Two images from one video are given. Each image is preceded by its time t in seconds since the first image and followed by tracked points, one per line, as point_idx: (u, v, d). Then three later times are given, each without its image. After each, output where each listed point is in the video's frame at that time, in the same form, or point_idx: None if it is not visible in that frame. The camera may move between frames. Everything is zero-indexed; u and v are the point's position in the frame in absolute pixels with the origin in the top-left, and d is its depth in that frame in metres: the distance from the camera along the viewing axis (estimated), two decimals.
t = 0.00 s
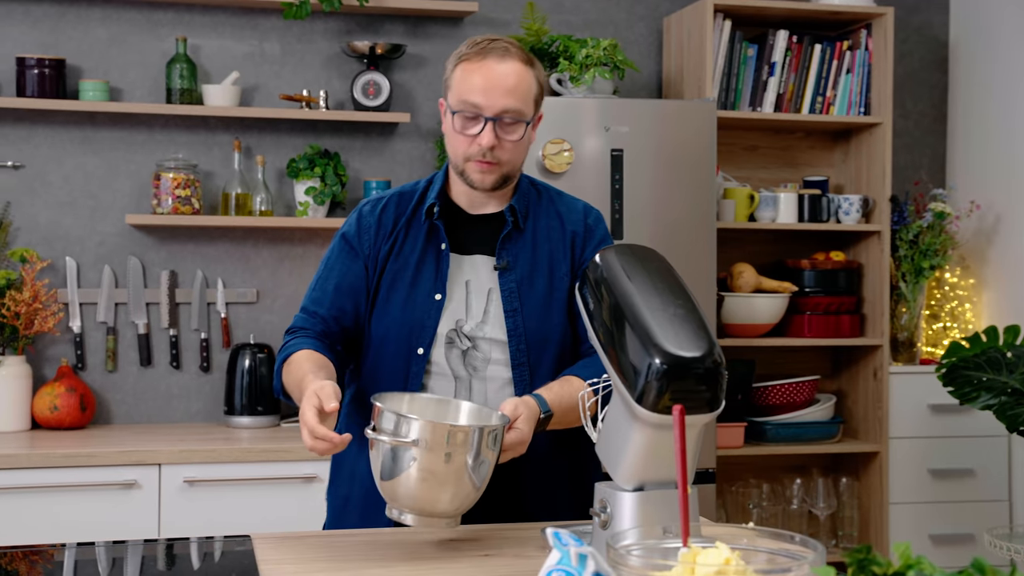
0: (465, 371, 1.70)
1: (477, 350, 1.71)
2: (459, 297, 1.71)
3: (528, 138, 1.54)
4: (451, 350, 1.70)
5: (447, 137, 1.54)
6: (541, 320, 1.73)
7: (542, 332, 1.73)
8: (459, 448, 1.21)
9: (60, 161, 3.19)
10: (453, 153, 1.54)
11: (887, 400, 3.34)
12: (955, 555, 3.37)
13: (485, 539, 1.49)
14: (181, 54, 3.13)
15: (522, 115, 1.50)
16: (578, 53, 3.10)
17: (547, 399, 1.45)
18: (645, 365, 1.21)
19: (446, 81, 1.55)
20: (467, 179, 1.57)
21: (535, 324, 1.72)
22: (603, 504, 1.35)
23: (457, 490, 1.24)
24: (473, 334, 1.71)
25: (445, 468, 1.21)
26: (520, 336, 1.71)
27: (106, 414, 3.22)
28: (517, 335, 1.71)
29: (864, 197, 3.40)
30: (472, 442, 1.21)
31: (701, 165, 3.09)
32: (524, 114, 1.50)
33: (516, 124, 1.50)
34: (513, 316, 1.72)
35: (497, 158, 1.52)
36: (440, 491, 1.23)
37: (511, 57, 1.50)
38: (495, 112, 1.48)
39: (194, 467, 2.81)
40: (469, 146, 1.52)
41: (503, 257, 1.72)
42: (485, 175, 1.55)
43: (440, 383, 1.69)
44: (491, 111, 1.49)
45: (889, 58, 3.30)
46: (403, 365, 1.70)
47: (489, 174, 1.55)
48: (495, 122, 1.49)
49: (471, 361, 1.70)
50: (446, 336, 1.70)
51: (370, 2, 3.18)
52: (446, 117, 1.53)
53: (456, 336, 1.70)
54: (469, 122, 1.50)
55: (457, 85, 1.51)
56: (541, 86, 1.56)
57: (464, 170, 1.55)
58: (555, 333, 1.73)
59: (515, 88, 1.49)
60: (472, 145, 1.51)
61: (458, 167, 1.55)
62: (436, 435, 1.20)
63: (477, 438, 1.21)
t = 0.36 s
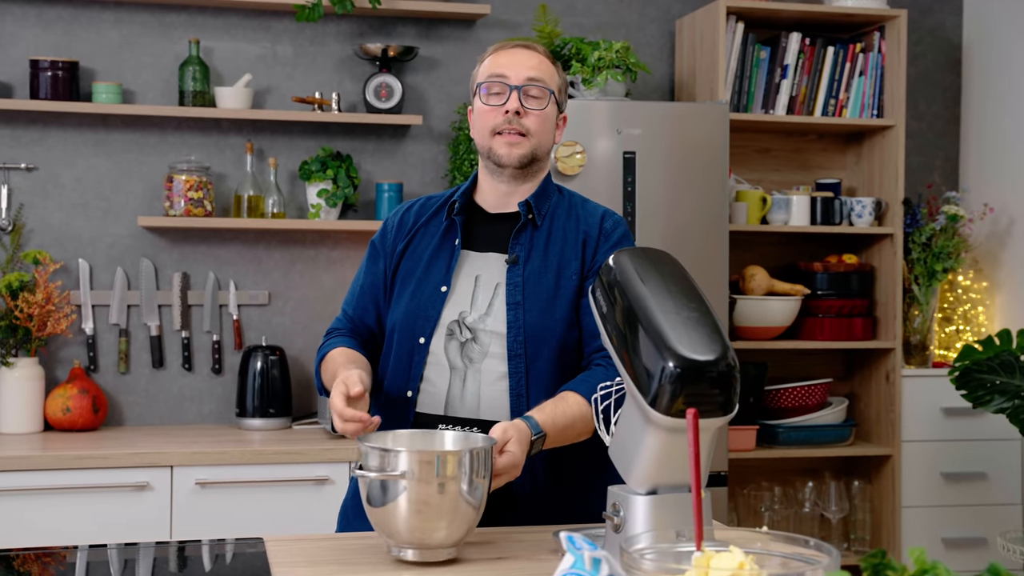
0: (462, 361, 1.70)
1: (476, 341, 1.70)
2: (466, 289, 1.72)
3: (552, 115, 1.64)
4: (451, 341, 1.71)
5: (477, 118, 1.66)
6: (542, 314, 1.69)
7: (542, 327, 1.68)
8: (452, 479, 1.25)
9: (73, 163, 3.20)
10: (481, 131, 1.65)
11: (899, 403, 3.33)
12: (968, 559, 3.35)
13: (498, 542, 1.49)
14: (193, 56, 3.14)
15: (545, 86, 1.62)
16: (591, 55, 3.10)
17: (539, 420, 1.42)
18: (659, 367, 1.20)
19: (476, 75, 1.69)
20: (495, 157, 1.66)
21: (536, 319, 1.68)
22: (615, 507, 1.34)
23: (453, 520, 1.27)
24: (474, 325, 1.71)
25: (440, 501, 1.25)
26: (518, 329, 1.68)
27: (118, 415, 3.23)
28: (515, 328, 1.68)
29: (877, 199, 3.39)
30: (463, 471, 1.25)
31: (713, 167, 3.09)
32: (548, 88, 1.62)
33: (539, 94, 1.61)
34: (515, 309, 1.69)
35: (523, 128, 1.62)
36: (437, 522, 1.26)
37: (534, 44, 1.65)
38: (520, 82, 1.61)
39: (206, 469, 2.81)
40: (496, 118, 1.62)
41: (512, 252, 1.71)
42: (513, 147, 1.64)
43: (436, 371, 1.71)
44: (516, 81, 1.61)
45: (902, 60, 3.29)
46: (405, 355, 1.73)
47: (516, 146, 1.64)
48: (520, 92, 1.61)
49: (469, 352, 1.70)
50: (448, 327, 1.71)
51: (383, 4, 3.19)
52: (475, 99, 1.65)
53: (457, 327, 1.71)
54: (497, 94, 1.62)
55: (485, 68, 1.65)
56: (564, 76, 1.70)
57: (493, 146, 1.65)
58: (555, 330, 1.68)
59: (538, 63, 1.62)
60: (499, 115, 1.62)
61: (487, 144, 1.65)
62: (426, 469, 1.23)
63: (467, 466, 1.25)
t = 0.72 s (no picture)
0: (450, 364, 1.72)
1: (464, 344, 1.72)
2: (453, 292, 1.74)
3: (536, 116, 1.69)
4: (439, 344, 1.73)
5: (461, 122, 1.69)
6: (527, 314, 1.70)
7: (528, 327, 1.69)
8: (447, 489, 1.25)
9: (76, 164, 3.20)
10: (467, 133, 1.68)
11: (903, 405, 3.33)
12: (970, 561, 3.35)
13: (501, 544, 1.49)
14: (196, 57, 3.14)
15: (529, 87, 1.66)
16: (594, 57, 3.10)
17: (526, 427, 1.44)
18: (662, 370, 1.20)
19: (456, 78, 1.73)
20: (482, 158, 1.68)
21: (522, 319, 1.69)
22: (619, 509, 1.34)
23: (448, 529, 1.27)
24: (462, 328, 1.72)
25: (435, 511, 1.25)
26: (504, 329, 1.69)
27: (121, 416, 3.23)
28: (501, 329, 1.69)
29: (879, 201, 3.39)
30: (458, 481, 1.26)
31: (716, 168, 3.09)
32: (531, 88, 1.67)
33: (523, 95, 1.66)
34: (502, 309, 1.70)
35: (508, 129, 1.66)
36: (433, 532, 1.26)
37: (514, 46, 1.70)
38: (504, 84, 1.66)
39: (209, 470, 2.81)
40: (482, 119, 1.66)
41: (498, 252, 1.72)
42: (499, 147, 1.67)
43: (424, 375, 1.73)
44: (500, 83, 1.66)
45: (905, 61, 3.29)
46: (395, 358, 1.75)
47: (502, 146, 1.67)
48: (504, 93, 1.66)
49: (456, 355, 1.72)
50: (436, 330, 1.73)
51: (386, 6, 3.19)
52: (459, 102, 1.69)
53: (445, 330, 1.72)
54: (481, 96, 1.66)
55: (467, 70, 1.69)
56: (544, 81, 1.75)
57: (479, 147, 1.68)
58: (542, 330, 1.69)
59: (520, 66, 1.67)
60: (484, 117, 1.66)
61: (473, 146, 1.68)
62: (420, 479, 1.24)
63: (461, 476, 1.26)
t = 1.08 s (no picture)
0: (438, 365, 1.73)
1: (452, 345, 1.73)
2: (435, 293, 1.76)
3: (500, 116, 1.73)
4: (426, 347, 1.73)
5: (427, 124, 1.72)
6: (515, 314, 1.76)
7: (517, 326, 1.75)
8: (446, 490, 1.26)
9: (82, 165, 3.21)
10: (433, 136, 1.71)
11: (907, 408, 3.33)
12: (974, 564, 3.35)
13: (505, 546, 1.49)
14: (202, 58, 3.14)
15: (492, 88, 1.70)
16: (598, 59, 3.10)
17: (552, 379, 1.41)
18: (668, 372, 1.21)
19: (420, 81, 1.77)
20: (448, 161, 1.71)
21: (512, 319, 1.75)
22: (624, 512, 1.34)
23: (447, 530, 1.27)
24: (448, 329, 1.74)
25: (434, 513, 1.26)
26: (497, 329, 1.73)
27: (126, 417, 3.23)
28: (493, 328, 1.73)
29: (884, 204, 3.39)
30: (457, 483, 1.26)
31: (720, 170, 3.09)
32: (494, 88, 1.71)
33: (487, 96, 1.70)
34: (491, 310, 1.75)
35: (475, 130, 1.69)
36: (431, 534, 1.27)
37: (477, 49, 1.75)
38: (468, 85, 1.70)
39: (214, 471, 2.82)
40: (447, 120, 1.69)
41: (480, 254, 1.77)
42: (466, 149, 1.70)
43: (412, 378, 1.72)
44: (464, 84, 1.70)
45: (910, 64, 3.29)
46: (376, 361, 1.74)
47: (468, 148, 1.70)
48: (469, 94, 1.69)
49: (445, 356, 1.73)
50: (422, 332, 1.73)
51: (391, 7, 3.19)
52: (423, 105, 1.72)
53: (432, 332, 1.74)
54: (445, 98, 1.70)
55: (430, 72, 1.73)
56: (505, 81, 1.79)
57: (445, 149, 1.71)
58: (530, 328, 1.76)
59: (483, 65, 1.71)
60: (450, 119, 1.69)
61: (439, 148, 1.71)
62: (419, 481, 1.24)
63: (460, 478, 1.27)
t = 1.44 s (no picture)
0: (435, 366, 1.73)
1: (447, 345, 1.74)
2: (426, 294, 1.76)
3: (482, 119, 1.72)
4: (421, 348, 1.73)
5: (407, 125, 1.71)
6: (508, 313, 1.78)
7: (511, 325, 1.77)
8: (469, 495, 1.26)
9: (102, 170, 3.23)
10: (414, 138, 1.70)
11: (926, 413, 3.32)
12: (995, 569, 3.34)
13: (529, 551, 1.49)
14: (222, 64, 3.16)
15: (475, 90, 1.70)
16: (617, 63, 3.10)
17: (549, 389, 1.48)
18: (692, 378, 1.20)
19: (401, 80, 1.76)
20: (429, 163, 1.71)
21: (505, 318, 1.77)
22: (647, 517, 1.35)
23: (470, 535, 1.27)
24: (442, 330, 1.75)
25: (457, 518, 1.26)
26: (493, 329, 1.75)
27: (146, 421, 3.24)
28: (489, 329, 1.75)
29: (903, 208, 3.38)
30: (480, 488, 1.26)
31: (739, 174, 3.09)
32: (476, 91, 1.70)
33: (470, 98, 1.70)
34: (485, 310, 1.76)
35: (456, 134, 1.69)
36: (454, 539, 1.27)
37: (460, 48, 1.74)
38: (451, 87, 1.69)
39: (234, 475, 2.83)
40: (428, 123, 1.69)
41: (468, 254, 1.78)
42: (446, 153, 1.70)
43: (408, 380, 1.72)
44: (446, 86, 1.69)
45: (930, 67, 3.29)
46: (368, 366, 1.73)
47: (449, 152, 1.70)
48: (450, 97, 1.69)
49: (440, 357, 1.74)
50: (416, 334, 1.73)
51: (410, 12, 3.20)
52: (404, 105, 1.72)
53: (426, 333, 1.74)
54: (427, 100, 1.69)
55: (412, 73, 1.73)
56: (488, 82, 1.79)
57: (426, 151, 1.70)
58: (523, 327, 1.78)
59: (466, 68, 1.71)
60: (432, 121, 1.68)
61: (419, 150, 1.70)
62: (442, 486, 1.24)
63: (483, 482, 1.26)
